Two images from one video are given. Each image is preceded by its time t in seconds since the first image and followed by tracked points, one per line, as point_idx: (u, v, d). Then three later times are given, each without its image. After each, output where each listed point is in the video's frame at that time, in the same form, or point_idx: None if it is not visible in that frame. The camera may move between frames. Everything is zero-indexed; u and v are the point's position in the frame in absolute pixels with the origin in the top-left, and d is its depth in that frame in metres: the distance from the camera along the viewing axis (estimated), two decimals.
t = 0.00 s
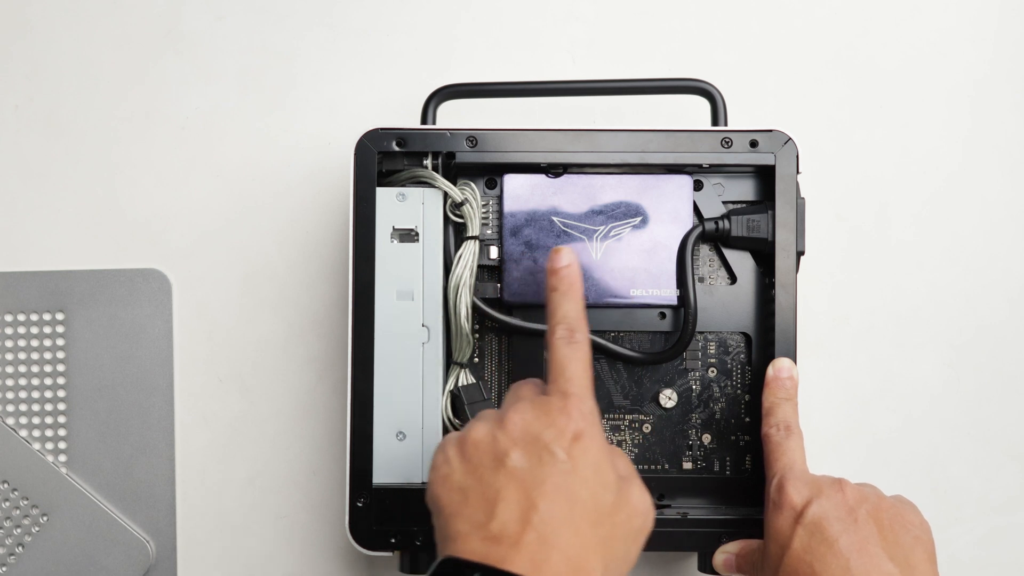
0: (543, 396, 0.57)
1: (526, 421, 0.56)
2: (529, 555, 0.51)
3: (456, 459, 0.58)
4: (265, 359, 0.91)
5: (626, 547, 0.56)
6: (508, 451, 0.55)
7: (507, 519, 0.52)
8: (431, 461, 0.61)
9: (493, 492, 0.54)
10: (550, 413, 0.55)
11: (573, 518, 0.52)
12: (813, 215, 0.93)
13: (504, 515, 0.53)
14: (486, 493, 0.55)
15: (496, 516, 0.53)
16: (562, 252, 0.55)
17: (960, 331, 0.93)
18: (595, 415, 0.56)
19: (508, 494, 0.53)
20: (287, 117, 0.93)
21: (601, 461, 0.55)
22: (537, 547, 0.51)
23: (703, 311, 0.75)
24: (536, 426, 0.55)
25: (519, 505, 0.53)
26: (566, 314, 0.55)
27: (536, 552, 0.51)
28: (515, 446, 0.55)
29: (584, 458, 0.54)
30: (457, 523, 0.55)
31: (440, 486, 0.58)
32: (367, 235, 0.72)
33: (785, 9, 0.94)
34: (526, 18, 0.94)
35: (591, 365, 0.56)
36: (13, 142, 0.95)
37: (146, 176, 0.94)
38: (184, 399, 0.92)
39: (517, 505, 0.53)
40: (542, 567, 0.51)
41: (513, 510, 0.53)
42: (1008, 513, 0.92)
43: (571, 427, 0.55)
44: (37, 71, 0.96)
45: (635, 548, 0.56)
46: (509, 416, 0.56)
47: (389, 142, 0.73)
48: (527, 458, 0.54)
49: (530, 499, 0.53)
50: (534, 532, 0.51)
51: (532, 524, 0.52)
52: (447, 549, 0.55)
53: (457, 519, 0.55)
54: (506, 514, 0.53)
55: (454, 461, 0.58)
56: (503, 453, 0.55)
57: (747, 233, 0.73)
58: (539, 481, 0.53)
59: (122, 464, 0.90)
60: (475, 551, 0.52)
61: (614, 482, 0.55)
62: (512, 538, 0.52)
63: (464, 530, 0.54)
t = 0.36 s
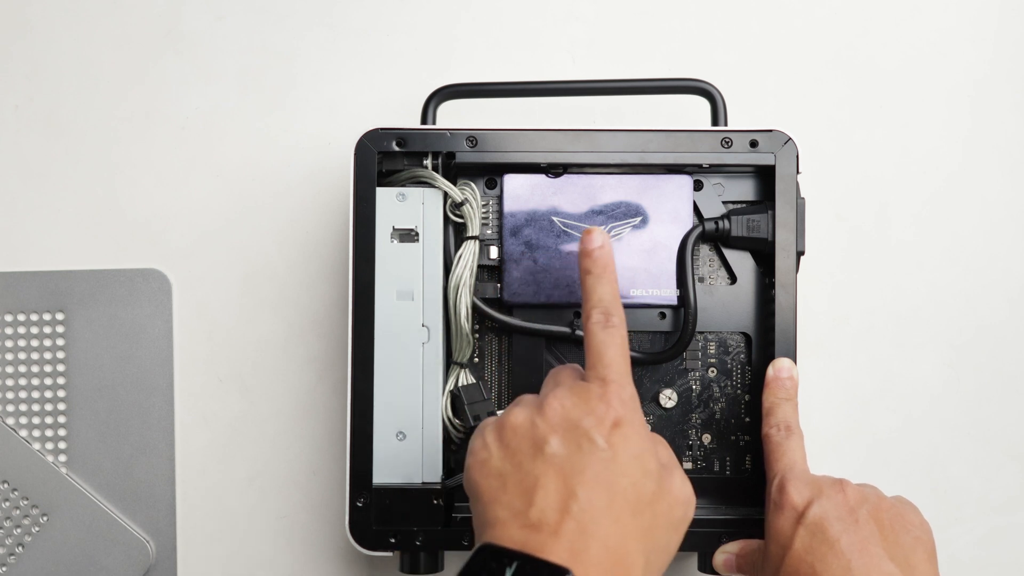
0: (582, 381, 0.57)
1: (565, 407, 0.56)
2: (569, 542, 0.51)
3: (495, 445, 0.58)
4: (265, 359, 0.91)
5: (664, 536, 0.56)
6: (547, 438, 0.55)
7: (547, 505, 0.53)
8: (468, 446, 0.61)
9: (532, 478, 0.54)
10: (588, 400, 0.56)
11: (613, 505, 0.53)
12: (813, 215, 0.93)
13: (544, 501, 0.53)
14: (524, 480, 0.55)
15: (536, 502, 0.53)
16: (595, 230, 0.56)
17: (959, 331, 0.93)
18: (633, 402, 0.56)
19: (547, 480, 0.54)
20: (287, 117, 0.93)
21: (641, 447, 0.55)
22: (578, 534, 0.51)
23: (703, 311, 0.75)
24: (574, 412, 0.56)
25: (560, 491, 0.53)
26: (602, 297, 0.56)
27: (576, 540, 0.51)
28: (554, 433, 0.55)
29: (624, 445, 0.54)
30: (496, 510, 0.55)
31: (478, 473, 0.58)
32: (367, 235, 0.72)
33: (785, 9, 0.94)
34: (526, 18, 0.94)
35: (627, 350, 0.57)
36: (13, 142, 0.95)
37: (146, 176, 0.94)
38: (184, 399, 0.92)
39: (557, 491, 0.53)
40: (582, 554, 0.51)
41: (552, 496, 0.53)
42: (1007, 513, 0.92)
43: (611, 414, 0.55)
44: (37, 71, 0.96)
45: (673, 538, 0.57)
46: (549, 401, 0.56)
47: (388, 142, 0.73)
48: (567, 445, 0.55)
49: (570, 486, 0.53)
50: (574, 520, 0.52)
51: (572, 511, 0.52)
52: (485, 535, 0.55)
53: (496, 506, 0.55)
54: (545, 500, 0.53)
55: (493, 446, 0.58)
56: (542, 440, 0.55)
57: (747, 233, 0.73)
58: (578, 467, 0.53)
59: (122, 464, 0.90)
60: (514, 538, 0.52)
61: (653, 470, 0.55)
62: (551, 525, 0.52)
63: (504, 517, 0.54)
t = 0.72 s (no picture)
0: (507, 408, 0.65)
1: (499, 425, 0.62)
2: (525, 532, 0.54)
3: (439, 470, 0.62)
4: (265, 359, 0.91)
5: (612, 532, 0.60)
6: (488, 451, 0.60)
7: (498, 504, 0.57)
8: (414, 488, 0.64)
9: (480, 487, 0.59)
10: (519, 415, 0.62)
11: (560, 498, 0.57)
12: (813, 215, 0.93)
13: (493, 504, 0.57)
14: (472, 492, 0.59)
15: (486, 505, 0.57)
16: (486, 300, 0.69)
17: (959, 331, 0.93)
18: (559, 415, 0.64)
19: (495, 486, 0.58)
20: (287, 117, 0.93)
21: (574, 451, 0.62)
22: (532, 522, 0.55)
23: (703, 311, 0.75)
24: (508, 425, 0.62)
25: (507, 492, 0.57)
26: (508, 341, 0.67)
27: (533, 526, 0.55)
28: (493, 446, 0.61)
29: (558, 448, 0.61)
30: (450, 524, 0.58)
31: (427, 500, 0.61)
32: (367, 235, 0.72)
33: (785, 9, 0.94)
34: (526, 18, 0.94)
35: (542, 379, 0.66)
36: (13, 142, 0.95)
37: (146, 175, 0.94)
38: (184, 399, 0.92)
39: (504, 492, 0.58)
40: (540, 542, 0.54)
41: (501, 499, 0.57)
42: (1007, 513, 0.92)
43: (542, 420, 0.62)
44: (37, 71, 0.96)
45: (623, 536, 0.61)
46: (482, 424, 0.62)
47: (389, 142, 0.73)
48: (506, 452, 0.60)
49: (515, 484, 0.58)
50: (526, 511, 0.56)
51: (522, 505, 0.56)
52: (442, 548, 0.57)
53: (449, 522, 0.58)
54: (495, 502, 0.57)
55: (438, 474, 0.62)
56: (481, 455, 0.61)
57: (747, 232, 0.73)
58: (520, 468, 0.59)
59: (122, 464, 0.90)
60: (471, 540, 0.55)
61: (592, 471, 0.61)
62: (506, 520, 0.55)
63: (458, 527, 0.57)
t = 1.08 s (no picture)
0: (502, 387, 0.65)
1: (494, 402, 0.62)
2: (517, 504, 0.55)
3: (431, 442, 0.62)
4: (265, 359, 0.91)
5: (599, 513, 0.60)
6: (481, 425, 0.61)
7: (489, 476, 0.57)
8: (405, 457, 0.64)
9: (472, 459, 0.59)
10: (513, 393, 0.63)
11: (552, 473, 0.58)
12: (813, 215, 0.93)
13: (485, 475, 0.57)
14: (465, 463, 0.59)
15: (478, 476, 0.57)
16: (492, 300, 0.71)
17: (960, 331, 0.93)
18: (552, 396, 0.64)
19: (487, 458, 0.58)
20: (287, 117, 0.93)
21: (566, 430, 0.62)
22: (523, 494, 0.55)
23: (703, 311, 0.75)
24: (503, 402, 0.62)
25: (499, 465, 0.58)
26: (507, 333, 0.68)
27: (524, 498, 0.55)
28: (487, 420, 0.61)
29: (550, 426, 0.61)
30: (441, 494, 0.58)
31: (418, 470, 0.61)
32: (367, 235, 0.71)
33: (785, 9, 0.94)
34: (526, 18, 0.94)
35: (536, 367, 0.67)
36: (13, 142, 0.95)
37: (146, 176, 0.94)
38: (185, 399, 0.92)
39: (496, 465, 0.58)
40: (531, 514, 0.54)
41: (492, 470, 0.57)
42: (1008, 513, 0.92)
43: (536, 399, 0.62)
44: (37, 71, 0.96)
45: (609, 516, 0.62)
46: (475, 399, 0.62)
47: (389, 142, 0.73)
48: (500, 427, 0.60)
49: (507, 458, 0.58)
50: (518, 484, 0.56)
51: (514, 478, 0.57)
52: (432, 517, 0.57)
53: (440, 492, 0.58)
54: (487, 474, 0.57)
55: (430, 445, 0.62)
56: (475, 428, 0.61)
57: (747, 233, 0.73)
58: (513, 443, 0.59)
59: (122, 464, 0.90)
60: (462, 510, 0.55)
61: (584, 450, 0.61)
62: (498, 491, 0.56)
63: (450, 496, 0.57)
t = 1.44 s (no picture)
0: (510, 371, 0.65)
1: (506, 383, 0.62)
2: (531, 482, 0.55)
3: (441, 415, 0.61)
4: (265, 359, 0.91)
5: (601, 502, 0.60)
6: (494, 404, 0.60)
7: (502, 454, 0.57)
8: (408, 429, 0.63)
9: (484, 436, 0.58)
10: (526, 377, 0.63)
11: (564, 457, 0.58)
12: (813, 215, 0.93)
13: (498, 450, 0.57)
14: (476, 439, 0.58)
15: (492, 452, 0.56)
16: (494, 300, 0.71)
17: (960, 331, 0.93)
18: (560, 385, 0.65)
19: (500, 436, 0.58)
20: (287, 117, 0.93)
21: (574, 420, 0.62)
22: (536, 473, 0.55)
23: (703, 311, 0.75)
24: (516, 384, 0.62)
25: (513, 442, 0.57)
26: (512, 324, 0.69)
27: (537, 478, 0.55)
28: (500, 400, 0.61)
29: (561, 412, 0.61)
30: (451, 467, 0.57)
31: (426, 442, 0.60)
32: (367, 235, 0.71)
33: (785, 9, 0.94)
34: (526, 18, 0.94)
35: (542, 358, 0.67)
36: (14, 142, 0.95)
37: (146, 176, 0.94)
38: (184, 399, 0.92)
39: (509, 442, 0.57)
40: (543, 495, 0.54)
41: (506, 447, 0.57)
42: (1008, 513, 0.92)
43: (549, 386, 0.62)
44: (37, 71, 0.96)
45: (608, 508, 0.61)
46: (488, 378, 0.62)
47: (389, 142, 0.73)
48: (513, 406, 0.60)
49: (520, 437, 0.58)
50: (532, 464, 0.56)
51: (528, 457, 0.56)
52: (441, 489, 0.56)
53: (450, 463, 0.57)
54: (501, 450, 0.57)
55: (441, 417, 0.61)
56: (488, 406, 0.60)
57: (747, 232, 0.73)
58: (526, 424, 0.59)
59: (122, 464, 0.90)
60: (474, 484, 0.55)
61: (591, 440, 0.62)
62: (512, 468, 0.55)
63: (461, 469, 0.56)
